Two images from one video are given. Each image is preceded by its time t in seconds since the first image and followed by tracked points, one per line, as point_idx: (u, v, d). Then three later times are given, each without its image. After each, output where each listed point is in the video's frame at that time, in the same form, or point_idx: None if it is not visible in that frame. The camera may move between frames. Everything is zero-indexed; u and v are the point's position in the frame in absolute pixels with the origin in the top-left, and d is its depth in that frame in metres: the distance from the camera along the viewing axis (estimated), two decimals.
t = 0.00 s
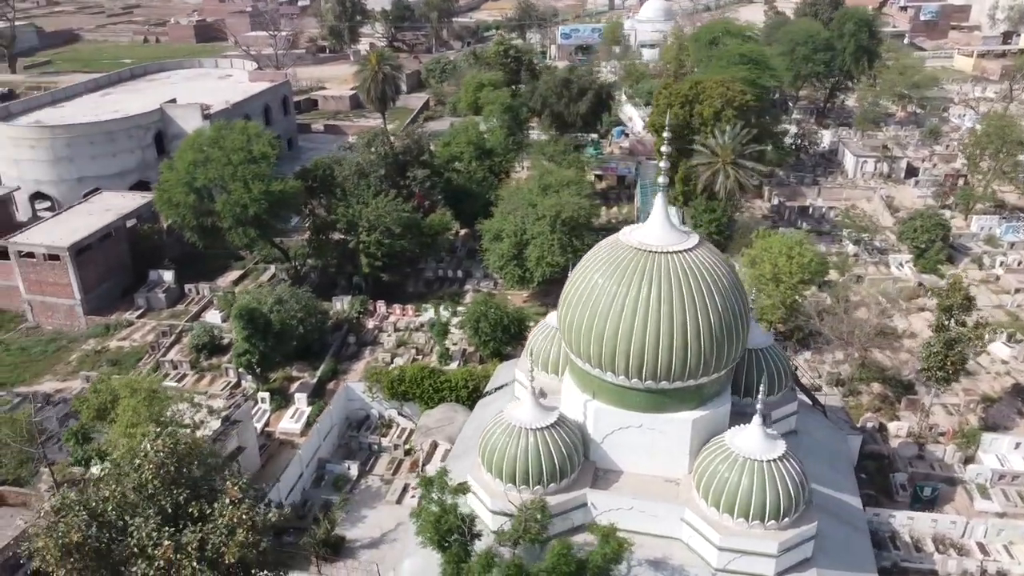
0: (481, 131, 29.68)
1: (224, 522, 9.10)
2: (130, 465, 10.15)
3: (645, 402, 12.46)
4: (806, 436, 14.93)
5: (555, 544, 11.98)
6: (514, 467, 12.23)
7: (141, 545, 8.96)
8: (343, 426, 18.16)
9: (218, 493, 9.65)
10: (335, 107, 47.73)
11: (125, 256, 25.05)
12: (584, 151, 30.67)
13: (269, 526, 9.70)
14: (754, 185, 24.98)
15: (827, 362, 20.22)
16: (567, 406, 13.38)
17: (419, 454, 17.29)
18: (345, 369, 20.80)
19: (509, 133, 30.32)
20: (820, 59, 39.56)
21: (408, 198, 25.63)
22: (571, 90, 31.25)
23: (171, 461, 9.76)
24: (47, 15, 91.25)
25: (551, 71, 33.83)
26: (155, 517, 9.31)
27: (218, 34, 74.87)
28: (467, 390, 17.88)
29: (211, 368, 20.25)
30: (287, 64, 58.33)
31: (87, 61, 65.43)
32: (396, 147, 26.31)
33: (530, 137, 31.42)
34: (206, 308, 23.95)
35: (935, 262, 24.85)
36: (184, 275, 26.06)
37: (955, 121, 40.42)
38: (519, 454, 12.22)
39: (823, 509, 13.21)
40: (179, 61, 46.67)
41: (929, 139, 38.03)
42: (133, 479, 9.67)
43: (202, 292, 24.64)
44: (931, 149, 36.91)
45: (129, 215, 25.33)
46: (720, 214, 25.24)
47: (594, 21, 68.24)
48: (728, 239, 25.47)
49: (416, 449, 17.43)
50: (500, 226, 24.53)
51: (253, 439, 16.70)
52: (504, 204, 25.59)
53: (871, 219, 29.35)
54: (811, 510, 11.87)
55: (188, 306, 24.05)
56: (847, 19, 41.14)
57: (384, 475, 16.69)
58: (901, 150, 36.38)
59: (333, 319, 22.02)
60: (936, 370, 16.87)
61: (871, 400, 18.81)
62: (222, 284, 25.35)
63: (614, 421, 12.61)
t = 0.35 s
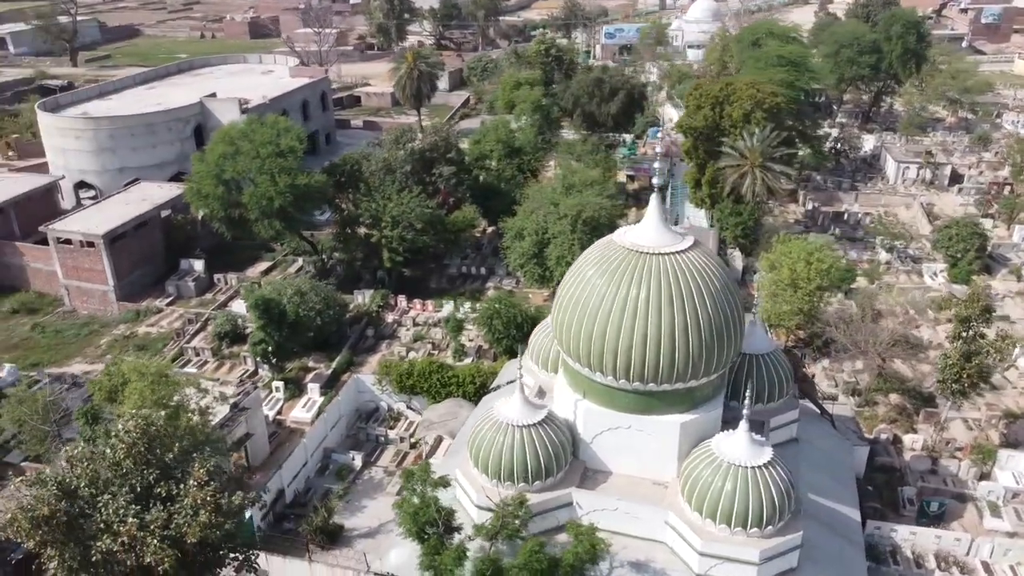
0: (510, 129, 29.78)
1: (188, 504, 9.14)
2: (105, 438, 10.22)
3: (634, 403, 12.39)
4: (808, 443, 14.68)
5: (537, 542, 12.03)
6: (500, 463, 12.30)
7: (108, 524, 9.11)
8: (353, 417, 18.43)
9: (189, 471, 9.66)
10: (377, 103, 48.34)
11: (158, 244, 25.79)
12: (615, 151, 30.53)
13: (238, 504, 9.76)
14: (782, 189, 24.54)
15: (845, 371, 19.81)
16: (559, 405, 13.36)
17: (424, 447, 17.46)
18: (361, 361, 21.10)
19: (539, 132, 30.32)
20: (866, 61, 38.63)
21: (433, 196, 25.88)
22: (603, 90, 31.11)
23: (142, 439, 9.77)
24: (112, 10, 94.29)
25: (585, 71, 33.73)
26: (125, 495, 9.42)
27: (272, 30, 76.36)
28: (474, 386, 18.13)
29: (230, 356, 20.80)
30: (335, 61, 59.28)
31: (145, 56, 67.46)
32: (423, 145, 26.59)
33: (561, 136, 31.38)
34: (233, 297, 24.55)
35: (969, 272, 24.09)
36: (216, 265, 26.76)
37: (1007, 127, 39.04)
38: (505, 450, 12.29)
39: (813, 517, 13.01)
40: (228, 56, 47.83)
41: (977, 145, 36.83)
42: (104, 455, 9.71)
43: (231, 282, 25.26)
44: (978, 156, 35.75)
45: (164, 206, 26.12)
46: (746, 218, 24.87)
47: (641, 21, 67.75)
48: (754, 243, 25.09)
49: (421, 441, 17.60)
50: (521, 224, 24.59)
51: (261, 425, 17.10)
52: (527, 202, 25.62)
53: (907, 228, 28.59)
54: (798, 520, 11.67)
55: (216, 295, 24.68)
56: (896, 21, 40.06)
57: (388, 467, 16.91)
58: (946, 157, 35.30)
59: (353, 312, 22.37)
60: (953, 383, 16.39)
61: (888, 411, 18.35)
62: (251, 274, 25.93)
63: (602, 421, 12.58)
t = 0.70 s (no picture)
0: (540, 128, 29.84)
1: (160, 482, 8.65)
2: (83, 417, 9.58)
3: (622, 403, 12.34)
4: (808, 452, 14.44)
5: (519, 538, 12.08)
6: (487, 458, 12.35)
7: (82, 501, 8.54)
8: (362, 409, 18.71)
9: (163, 450, 9.16)
10: (418, 101, 48.84)
11: (191, 234, 26.53)
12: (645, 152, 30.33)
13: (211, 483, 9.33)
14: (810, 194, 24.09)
15: (862, 381, 19.38)
16: (550, 403, 13.38)
17: (429, 440, 17.64)
18: (376, 354, 21.39)
19: (569, 132, 30.30)
20: (912, 64, 37.62)
21: (458, 193, 26.11)
22: (635, 90, 30.93)
23: (119, 420, 9.14)
24: (172, 6, 96.91)
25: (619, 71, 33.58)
26: (100, 474, 8.84)
27: (323, 27, 77.68)
28: (480, 382, 18.25)
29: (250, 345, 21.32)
30: (380, 58, 59.96)
31: (200, 51, 69.20)
32: (450, 142, 26.79)
33: (592, 136, 31.28)
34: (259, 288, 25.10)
35: (1003, 283, 23.33)
36: (246, 256, 27.39)
37: None
38: (491, 446, 12.34)
39: (801, 524, 12.79)
40: (274, 52, 48.80)
41: None
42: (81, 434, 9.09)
43: (258, 273, 25.84)
44: None
45: (198, 197, 26.84)
46: (772, 223, 24.49)
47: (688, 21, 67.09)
48: (780, 248, 24.69)
49: (427, 435, 17.79)
50: (543, 223, 24.62)
51: (271, 414, 17.49)
52: (550, 202, 25.64)
53: (943, 237, 27.81)
54: (782, 528, 11.49)
55: (243, 286, 25.27)
56: (946, 23, 38.94)
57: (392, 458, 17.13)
58: (992, 164, 34.19)
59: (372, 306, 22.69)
60: (967, 397, 15.93)
61: (903, 423, 17.90)
62: (279, 266, 26.50)
63: (591, 421, 12.56)
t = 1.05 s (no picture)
0: (569, 129, 29.84)
1: (136, 463, 8.91)
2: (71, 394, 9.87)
3: (608, 405, 12.33)
4: (807, 461, 14.22)
5: (503, 534, 12.15)
6: (473, 454, 12.43)
7: (61, 477, 8.78)
8: (373, 402, 19.00)
9: (142, 431, 9.41)
10: (458, 99, 49.18)
11: (223, 226, 27.22)
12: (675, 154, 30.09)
13: (188, 464, 9.62)
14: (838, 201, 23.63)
15: (879, 392, 18.96)
16: (542, 402, 13.40)
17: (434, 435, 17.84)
18: (392, 348, 21.67)
19: (599, 133, 30.23)
20: (959, 69, 36.55)
21: (482, 192, 26.29)
22: (667, 92, 30.69)
23: (101, 401, 9.35)
24: (228, 4, 99.13)
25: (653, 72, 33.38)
26: (81, 452, 9.10)
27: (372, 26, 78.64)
28: (487, 379, 18.39)
29: (270, 335, 21.81)
30: (424, 57, 60.47)
31: (251, 48, 70.68)
32: (476, 142, 26.98)
33: (622, 137, 31.13)
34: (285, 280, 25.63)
35: None
36: (275, 249, 28.00)
37: None
38: (478, 442, 12.42)
39: (791, 533, 12.60)
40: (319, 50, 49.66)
41: None
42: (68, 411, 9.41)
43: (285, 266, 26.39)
44: None
45: (230, 191, 27.53)
46: (798, 229, 24.09)
47: (737, 23, 66.20)
48: (805, 254, 24.27)
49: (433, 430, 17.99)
50: (565, 223, 24.62)
51: (282, 403, 17.86)
52: (573, 202, 25.63)
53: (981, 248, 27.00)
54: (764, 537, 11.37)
55: (270, 278, 25.84)
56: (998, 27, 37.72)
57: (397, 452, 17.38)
58: None
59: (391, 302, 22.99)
60: (979, 412, 15.49)
61: (917, 436, 17.47)
62: (306, 259, 27.03)
63: (579, 420, 12.57)
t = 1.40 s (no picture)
0: (598, 129, 29.78)
1: (116, 444, 9.29)
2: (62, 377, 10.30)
3: (595, 404, 12.36)
4: (804, 470, 14.01)
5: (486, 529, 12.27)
6: (462, 449, 12.53)
7: (44, 455, 9.21)
8: (382, 395, 19.29)
9: (125, 412, 9.81)
10: (497, 98, 49.34)
11: (253, 219, 27.87)
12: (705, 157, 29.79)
13: (169, 446, 9.98)
14: (865, 208, 23.13)
15: (894, 404, 18.53)
16: (533, 399, 13.46)
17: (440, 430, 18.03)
18: (407, 342, 21.95)
19: (628, 134, 30.09)
20: (1010, 75, 35.34)
21: (506, 191, 26.42)
22: (699, 94, 30.37)
23: (87, 382, 9.76)
24: (283, 2, 101.02)
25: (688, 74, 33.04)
26: (66, 431, 9.51)
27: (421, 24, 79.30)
28: (494, 376, 18.52)
29: (289, 326, 22.28)
30: (468, 56, 60.78)
31: (301, 45, 71.95)
32: (502, 142, 27.12)
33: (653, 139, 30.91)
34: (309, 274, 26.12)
35: None
36: (304, 242, 28.55)
37: None
38: (466, 437, 12.51)
39: (778, 542, 12.45)
40: (363, 48, 50.33)
41: None
42: (54, 393, 9.84)
43: (312, 260, 26.90)
44: None
45: (262, 185, 28.16)
46: (823, 236, 23.64)
47: (786, 25, 65.04)
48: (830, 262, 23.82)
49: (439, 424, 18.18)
50: (585, 224, 24.59)
51: (293, 393, 18.24)
52: (597, 203, 25.57)
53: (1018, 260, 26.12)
54: (745, 544, 11.29)
55: (295, 271, 26.37)
56: None
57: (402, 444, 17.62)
58: None
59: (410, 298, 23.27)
60: (990, 427, 15.05)
61: (930, 450, 17.03)
62: (333, 253, 27.50)
63: (568, 420, 12.60)
